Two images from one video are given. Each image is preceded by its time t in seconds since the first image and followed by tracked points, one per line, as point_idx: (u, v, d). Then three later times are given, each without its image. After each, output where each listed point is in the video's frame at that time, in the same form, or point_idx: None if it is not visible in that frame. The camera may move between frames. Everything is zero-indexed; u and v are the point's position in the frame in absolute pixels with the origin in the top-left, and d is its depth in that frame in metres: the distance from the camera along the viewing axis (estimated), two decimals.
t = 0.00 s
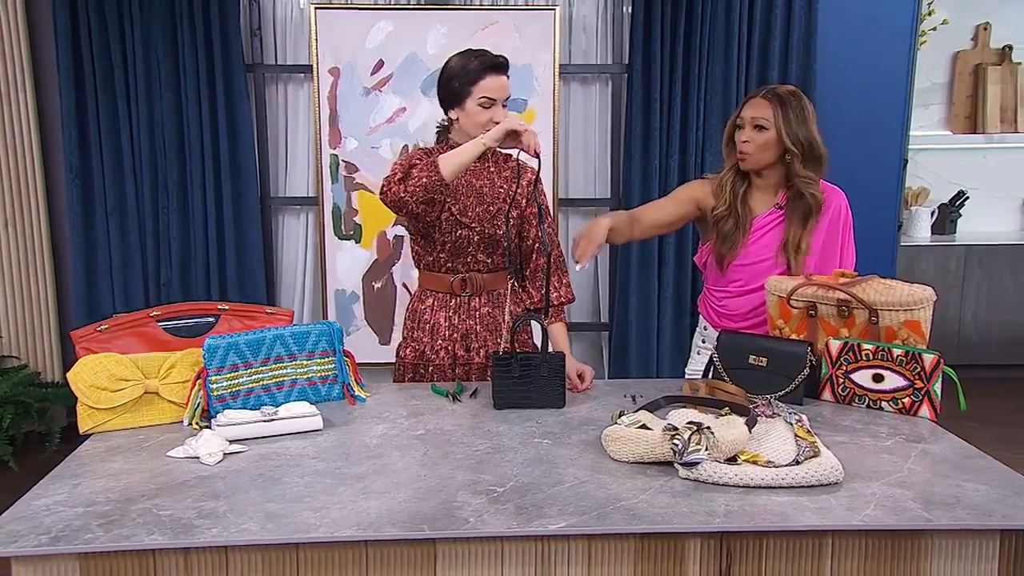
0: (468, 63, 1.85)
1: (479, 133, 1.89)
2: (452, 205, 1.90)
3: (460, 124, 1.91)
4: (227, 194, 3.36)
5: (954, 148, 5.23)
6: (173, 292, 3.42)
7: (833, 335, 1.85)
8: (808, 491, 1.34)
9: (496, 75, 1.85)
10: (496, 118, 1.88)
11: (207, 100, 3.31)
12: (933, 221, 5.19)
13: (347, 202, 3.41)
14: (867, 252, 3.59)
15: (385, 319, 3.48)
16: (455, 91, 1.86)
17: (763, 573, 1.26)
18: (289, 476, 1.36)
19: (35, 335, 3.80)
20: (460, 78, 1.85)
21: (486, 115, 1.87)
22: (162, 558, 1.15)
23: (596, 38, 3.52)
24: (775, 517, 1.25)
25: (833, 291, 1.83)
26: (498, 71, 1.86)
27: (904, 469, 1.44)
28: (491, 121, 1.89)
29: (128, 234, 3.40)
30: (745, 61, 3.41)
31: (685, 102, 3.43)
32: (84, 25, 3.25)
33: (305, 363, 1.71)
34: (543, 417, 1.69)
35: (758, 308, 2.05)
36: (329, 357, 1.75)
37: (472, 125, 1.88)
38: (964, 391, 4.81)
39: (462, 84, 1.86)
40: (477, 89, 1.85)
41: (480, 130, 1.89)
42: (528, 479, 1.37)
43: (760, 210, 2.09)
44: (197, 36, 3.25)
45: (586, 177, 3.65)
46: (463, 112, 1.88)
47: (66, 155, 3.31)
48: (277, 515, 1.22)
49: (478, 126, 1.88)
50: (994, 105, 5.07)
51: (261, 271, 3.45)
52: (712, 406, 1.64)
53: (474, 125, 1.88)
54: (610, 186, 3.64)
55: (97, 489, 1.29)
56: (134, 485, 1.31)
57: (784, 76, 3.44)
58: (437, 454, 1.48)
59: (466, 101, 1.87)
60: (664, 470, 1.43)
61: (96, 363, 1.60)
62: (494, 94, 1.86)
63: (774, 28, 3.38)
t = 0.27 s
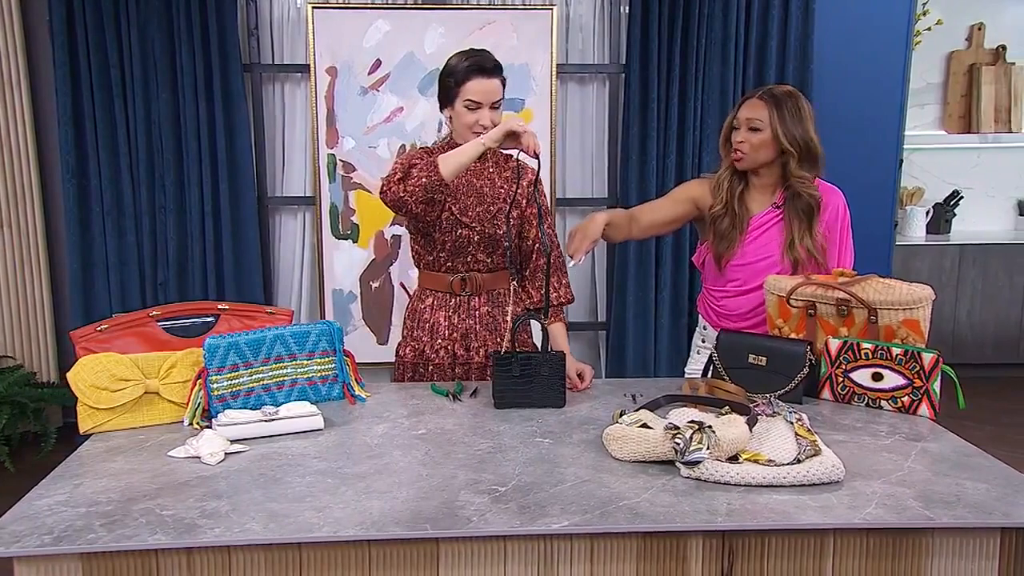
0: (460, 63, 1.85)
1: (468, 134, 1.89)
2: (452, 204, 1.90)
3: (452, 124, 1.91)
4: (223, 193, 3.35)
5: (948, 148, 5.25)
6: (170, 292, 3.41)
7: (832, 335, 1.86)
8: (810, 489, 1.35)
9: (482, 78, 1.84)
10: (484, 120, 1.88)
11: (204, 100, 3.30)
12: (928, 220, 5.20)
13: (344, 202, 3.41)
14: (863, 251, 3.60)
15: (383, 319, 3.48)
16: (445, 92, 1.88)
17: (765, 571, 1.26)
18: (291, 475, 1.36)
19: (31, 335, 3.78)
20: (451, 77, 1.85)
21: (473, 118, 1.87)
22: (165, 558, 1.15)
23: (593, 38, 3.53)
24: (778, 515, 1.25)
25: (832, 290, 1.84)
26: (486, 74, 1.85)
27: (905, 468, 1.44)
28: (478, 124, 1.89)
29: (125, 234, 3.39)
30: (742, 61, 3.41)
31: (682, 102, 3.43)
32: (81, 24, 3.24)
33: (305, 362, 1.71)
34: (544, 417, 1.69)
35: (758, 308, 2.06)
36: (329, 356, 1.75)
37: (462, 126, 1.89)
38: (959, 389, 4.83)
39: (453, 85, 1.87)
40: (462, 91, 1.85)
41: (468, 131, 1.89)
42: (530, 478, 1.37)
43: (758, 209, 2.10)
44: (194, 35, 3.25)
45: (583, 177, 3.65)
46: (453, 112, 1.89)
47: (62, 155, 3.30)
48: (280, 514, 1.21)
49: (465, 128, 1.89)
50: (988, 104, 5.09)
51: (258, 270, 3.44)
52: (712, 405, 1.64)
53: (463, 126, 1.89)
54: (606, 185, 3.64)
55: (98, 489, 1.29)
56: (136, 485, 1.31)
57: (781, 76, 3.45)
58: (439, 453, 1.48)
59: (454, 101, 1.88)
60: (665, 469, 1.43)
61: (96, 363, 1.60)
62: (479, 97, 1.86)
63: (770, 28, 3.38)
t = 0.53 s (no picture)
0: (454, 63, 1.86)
1: (468, 134, 1.89)
2: (452, 204, 1.90)
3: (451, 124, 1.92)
4: (221, 193, 3.35)
5: (944, 148, 5.27)
6: (168, 292, 3.41)
7: (831, 334, 1.86)
8: (812, 488, 1.35)
9: (480, 77, 1.85)
10: (482, 119, 1.88)
11: (202, 99, 3.29)
12: (923, 220, 5.22)
13: (342, 202, 3.41)
14: (860, 251, 3.60)
15: (381, 319, 3.48)
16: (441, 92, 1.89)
17: (767, 569, 1.27)
18: (294, 474, 1.36)
19: (28, 335, 3.78)
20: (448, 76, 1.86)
21: (472, 117, 1.87)
22: (168, 558, 1.15)
23: (591, 38, 3.53)
24: (780, 514, 1.26)
25: (832, 289, 1.84)
26: (483, 72, 1.85)
27: (905, 467, 1.45)
28: (477, 123, 1.89)
29: (123, 234, 3.38)
30: (740, 61, 3.42)
31: (680, 102, 3.44)
32: (78, 24, 3.24)
33: (306, 362, 1.71)
34: (545, 416, 1.69)
35: (756, 307, 2.06)
36: (330, 356, 1.74)
37: (461, 126, 1.89)
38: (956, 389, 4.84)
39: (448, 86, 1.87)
40: (459, 91, 1.85)
41: (468, 131, 1.89)
42: (532, 477, 1.37)
43: (756, 209, 2.10)
44: (191, 35, 3.24)
45: (580, 177, 3.65)
46: (451, 112, 1.89)
47: (59, 154, 3.29)
48: (283, 514, 1.21)
49: (465, 127, 1.89)
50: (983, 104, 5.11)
51: (256, 270, 3.44)
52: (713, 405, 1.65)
53: (462, 126, 1.89)
54: (604, 185, 3.64)
55: (101, 489, 1.29)
56: (138, 485, 1.31)
57: (778, 76, 3.45)
58: (440, 453, 1.48)
59: (452, 101, 1.88)
60: (667, 468, 1.43)
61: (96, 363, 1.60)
62: (477, 96, 1.85)
63: (768, 28, 3.39)
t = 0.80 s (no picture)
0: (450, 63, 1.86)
1: (468, 131, 1.89)
2: (452, 203, 1.90)
3: (451, 122, 1.91)
4: (218, 193, 3.35)
5: (939, 148, 5.28)
6: (165, 292, 3.40)
7: (830, 332, 1.86)
8: (813, 487, 1.36)
9: (479, 73, 1.85)
10: (483, 115, 1.88)
11: (199, 99, 3.29)
12: (919, 220, 5.23)
13: (340, 202, 3.41)
14: (857, 250, 3.61)
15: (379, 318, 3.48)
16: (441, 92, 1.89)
17: (769, 567, 1.27)
18: (296, 474, 1.36)
19: (24, 336, 3.77)
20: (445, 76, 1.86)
21: (472, 114, 1.87)
22: (172, 557, 1.15)
23: (588, 38, 3.54)
24: (782, 513, 1.26)
25: (831, 288, 1.85)
26: (481, 69, 1.85)
27: (906, 465, 1.45)
28: (477, 120, 1.88)
29: (120, 234, 3.38)
30: (737, 61, 3.42)
31: (677, 101, 3.44)
32: (74, 23, 3.23)
33: (307, 362, 1.71)
34: (545, 416, 1.70)
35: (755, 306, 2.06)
36: (330, 356, 1.74)
37: (461, 124, 1.88)
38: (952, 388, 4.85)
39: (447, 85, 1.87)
40: (459, 88, 1.85)
41: (468, 129, 1.88)
42: (534, 476, 1.38)
43: (754, 208, 2.10)
44: (188, 34, 3.23)
45: (578, 176, 3.66)
46: (451, 110, 1.88)
47: (56, 154, 3.29)
48: (286, 513, 1.21)
49: (465, 124, 1.88)
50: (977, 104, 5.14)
51: (253, 270, 3.43)
52: (713, 403, 1.65)
53: (462, 123, 1.88)
54: (601, 185, 3.65)
55: (103, 489, 1.29)
56: (140, 485, 1.31)
57: (775, 76, 3.46)
58: (442, 453, 1.48)
59: (451, 100, 1.88)
60: (669, 467, 1.44)
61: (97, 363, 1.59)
62: (476, 92, 1.85)
63: (764, 28, 3.40)
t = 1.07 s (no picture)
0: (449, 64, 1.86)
1: (467, 130, 1.88)
2: (451, 203, 1.90)
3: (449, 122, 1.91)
4: (216, 192, 3.34)
5: (934, 148, 5.30)
6: (162, 292, 3.39)
7: (829, 332, 1.87)
8: (814, 486, 1.36)
9: (478, 73, 1.85)
10: (483, 114, 1.88)
11: (196, 98, 3.28)
12: (914, 219, 5.25)
13: (337, 201, 3.40)
14: (853, 250, 3.62)
15: (377, 319, 3.47)
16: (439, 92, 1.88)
17: (770, 566, 1.28)
18: (297, 474, 1.36)
19: (20, 336, 3.76)
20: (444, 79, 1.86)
21: (473, 113, 1.87)
22: (174, 557, 1.15)
23: (585, 38, 3.54)
24: (784, 511, 1.26)
25: (830, 288, 1.86)
26: (481, 68, 1.86)
27: (905, 464, 1.46)
28: (477, 120, 1.88)
29: (117, 233, 3.37)
30: (734, 61, 3.43)
31: (674, 102, 3.45)
32: (71, 22, 3.22)
33: (307, 362, 1.71)
34: (546, 415, 1.70)
35: (756, 307, 2.07)
36: (330, 356, 1.74)
37: (460, 123, 1.88)
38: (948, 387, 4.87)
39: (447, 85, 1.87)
40: (460, 88, 1.85)
41: (468, 128, 1.88)
42: (536, 476, 1.38)
43: (754, 208, 2.11)
44: (185, 34, 3.23)
45: (576, 176, 3.66)
46: (451, 110, 1.88)
47: (53, 153, 3.28)
48: (288, 513, 1.21)
49: (465, 124, 1.88)
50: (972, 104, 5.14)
51: (251, 270, 3.43)
52: (713, 403, 1.65)
53: (461, 122, 1.88)
54: (599, 185, 3.65)
55: (104, 490, 1.29)
56: (141, 485, 1.31)
57: (772, 76, 3.47)
58: (443, 452, 1.48)
59: (450, 100, 1.87)
60: (670, 466, 1.44)
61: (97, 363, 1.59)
62: (477, 92, 1.86)
63: (761, 28, 3.40)
